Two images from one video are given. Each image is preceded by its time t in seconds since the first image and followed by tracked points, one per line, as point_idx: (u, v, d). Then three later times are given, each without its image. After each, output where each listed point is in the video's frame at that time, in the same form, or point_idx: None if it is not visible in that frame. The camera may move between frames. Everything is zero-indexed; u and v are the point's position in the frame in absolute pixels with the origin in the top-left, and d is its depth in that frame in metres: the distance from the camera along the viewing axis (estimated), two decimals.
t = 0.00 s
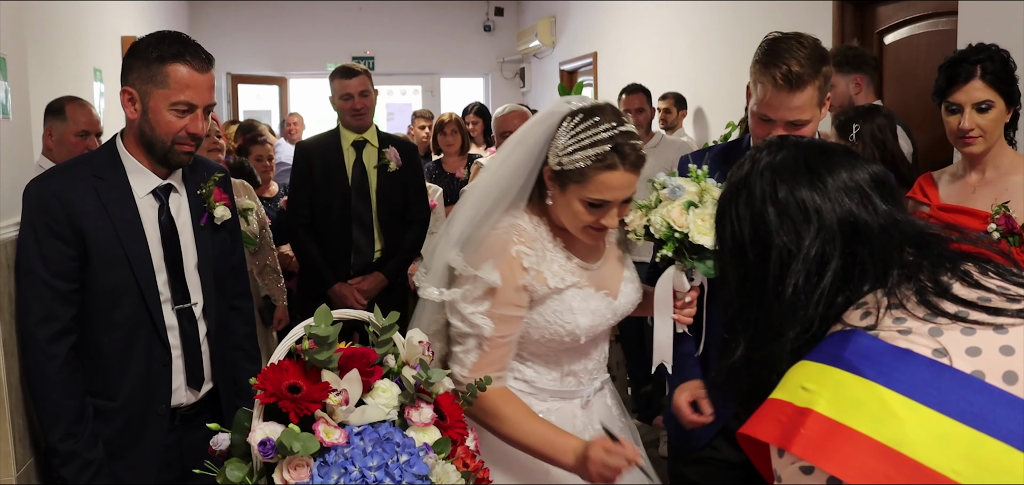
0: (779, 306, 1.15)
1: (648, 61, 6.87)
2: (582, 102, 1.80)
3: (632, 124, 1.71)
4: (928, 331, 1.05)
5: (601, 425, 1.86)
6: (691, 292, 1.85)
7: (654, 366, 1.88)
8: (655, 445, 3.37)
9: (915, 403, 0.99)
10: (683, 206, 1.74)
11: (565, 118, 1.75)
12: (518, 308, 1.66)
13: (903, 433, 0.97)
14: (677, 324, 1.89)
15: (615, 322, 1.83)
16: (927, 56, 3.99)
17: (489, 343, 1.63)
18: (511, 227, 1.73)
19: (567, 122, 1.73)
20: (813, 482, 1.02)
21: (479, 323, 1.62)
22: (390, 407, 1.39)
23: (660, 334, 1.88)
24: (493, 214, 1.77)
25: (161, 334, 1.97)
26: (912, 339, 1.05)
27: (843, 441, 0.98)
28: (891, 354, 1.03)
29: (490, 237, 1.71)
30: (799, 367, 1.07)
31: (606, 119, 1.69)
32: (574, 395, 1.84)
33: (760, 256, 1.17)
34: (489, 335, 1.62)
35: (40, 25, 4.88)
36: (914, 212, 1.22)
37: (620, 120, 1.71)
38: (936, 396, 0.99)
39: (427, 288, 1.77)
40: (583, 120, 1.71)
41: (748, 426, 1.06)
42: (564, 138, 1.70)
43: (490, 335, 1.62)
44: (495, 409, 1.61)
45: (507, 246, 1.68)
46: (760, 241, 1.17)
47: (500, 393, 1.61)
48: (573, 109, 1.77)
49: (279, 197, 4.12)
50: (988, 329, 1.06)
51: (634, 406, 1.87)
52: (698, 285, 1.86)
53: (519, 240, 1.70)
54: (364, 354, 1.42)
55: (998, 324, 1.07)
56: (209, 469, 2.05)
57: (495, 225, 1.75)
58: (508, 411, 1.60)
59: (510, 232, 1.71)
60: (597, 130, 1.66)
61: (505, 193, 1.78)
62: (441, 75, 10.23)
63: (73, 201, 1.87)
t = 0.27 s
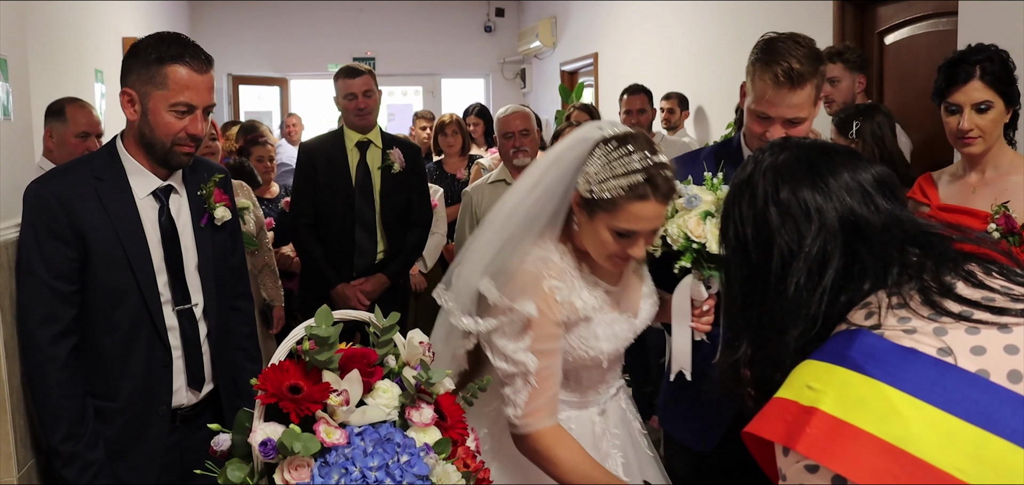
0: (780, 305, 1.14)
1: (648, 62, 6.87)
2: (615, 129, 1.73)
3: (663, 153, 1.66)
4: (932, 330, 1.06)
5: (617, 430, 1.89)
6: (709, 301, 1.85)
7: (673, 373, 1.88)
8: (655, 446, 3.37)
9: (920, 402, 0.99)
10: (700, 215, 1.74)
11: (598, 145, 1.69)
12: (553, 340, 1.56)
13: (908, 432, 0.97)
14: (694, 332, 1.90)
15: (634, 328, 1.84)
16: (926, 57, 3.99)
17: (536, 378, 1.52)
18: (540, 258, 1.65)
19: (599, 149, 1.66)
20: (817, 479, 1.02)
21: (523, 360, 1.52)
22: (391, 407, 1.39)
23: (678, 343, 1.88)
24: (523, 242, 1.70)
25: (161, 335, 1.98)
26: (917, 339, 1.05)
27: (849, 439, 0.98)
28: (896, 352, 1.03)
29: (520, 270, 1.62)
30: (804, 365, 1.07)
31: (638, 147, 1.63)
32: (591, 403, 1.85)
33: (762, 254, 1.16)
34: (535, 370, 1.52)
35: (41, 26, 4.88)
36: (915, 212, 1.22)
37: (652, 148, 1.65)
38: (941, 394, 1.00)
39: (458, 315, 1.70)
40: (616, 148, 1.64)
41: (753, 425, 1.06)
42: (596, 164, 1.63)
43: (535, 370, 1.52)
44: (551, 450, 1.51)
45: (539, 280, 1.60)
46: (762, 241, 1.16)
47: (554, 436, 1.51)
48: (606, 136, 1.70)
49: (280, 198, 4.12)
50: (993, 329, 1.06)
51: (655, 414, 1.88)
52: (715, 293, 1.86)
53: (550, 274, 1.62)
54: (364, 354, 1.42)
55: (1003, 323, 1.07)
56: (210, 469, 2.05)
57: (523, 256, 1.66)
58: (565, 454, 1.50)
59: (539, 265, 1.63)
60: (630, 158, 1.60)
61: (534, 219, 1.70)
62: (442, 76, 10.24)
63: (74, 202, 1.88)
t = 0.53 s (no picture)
0: (780, 304, 1.14)
1: (649, 63, 6.86)
2: (654, 159, 1.75)
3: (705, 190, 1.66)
4: (938, 330, 1.06)
5: (632, 440, 1.95)
6: (721, 310, 1.92)
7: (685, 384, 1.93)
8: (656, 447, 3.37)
9: (927, 401, 1.00)
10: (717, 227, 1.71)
11: (637, 176, 1.70)
12: (579, 367, 1.63)
13: (915, 430, 0.98)
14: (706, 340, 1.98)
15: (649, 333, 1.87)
16: (926, 58, 4.00)
17: (557, 404, 1.59)
18: (570, 283, 1.68)
19: (636, 181, 1.68)
20: (823, 479, 1.02)
21: (547, 388, 1.57)
22: (390, 408, 1.39)
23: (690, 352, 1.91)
24: (557, 266, 1.71)
25: (161, 337, 1.98)
26: (923, 338, 1.06)
27: (855, 438, 0.98)
28: (903, 352, 1.04)
29: (551, 296, 1.66)
30: (811, 365, 1.08)
31: (680, 186, 1.63)
32: (605, 419, 1.93)
33: (764, 257, 1.16)
34: (558, 397, 1.58)
35: (41, 27, 4.89)
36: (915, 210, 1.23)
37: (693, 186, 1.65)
38: (948, 393, 1.01)
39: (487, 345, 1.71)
40: (656, 182, 1.65)
41: (759, 424, 1.06)
42: (633, 196, 1.64)
43: (559, 397, 1.59)
44: (562, 467, 1.60)
45: (573, 309, 1.64)
46: (764, 246, 1.16)
47: (568, 452, 1.61)
48: (646, 167, 1.72)
49: (280, 199, 4.13)
50: (998, 329, 1.08)
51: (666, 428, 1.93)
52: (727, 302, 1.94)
53: (582, 302, 1.66)
54: (364, 355, 1.43)
55: (1008, 324, 1.08)
56: (209, 469, 2.05)
57: (551, 278, 1.70)
58: (575, 472, 1.60)
59: (573, 291, 1.67)
60: (666, 191, 1.62)
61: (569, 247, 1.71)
62: (441, 77, 10.24)
63: (73, 203, 1.88)
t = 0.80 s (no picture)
0: (790, 304, 1.14)
1: (649, 63, 6.87)
2: (669, 164, 1.74)
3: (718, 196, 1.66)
4: (948, 329, 1.07)
5: (635, 440, 1.95)
6: (732, 314, 1.93)
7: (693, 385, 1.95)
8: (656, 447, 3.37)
9: (937, 399, 1.00)
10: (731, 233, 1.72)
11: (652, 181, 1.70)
12: (586, 371, 1.64)
13: (924, 428, 0.98)
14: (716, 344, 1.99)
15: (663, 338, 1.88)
16: (926, 59, 4.00)
17: (561, 407, 1.60)
18: (579, 287, 1.69)
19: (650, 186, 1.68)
20: (833, 477, 1.02)
21: (552, 391, 1.58)
22: (390, 408, 1.40)
23: (701, 355, 1.94)
24: (566, 270, 1.72)
25: (161, 338, 1.98)
26: (933, 337, 1.06)
27: (866, 435, 0.99)
28: (913, 351, 1.04)
29: (561, 299, 1.66)
30: (822, 363, 1.08)
31: (695, 193, 1.62)
32: (609, 420, 1.94)
33: (774, 258, 1.16)
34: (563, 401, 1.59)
35: (42, 28, 4.90)
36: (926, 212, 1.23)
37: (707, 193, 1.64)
38: (958, 392, 1.01)
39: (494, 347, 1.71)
40: (671, 189, 1.64)
41: (769, 422, 1.07)
42: (647, 202, 1.64)
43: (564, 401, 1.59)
44: (562, 472, 1.62)
45: (582, 313, 1.64)
46: (774, 246, 1.16)
47: (571, 456, 1.63)
48: (662, 172, 1.71)
49: (281, 200, 4.12)
50: (1008, 328, 1.08)
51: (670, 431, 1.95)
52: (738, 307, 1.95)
53: (591, 305, 1.66)
54: (365, 356, 1.43)
55: (1017, 323, 1.09)
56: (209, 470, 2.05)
57: (560, 282, 1.70)
58: (576, 476, 1.62)
59: (583, 295, 1.67)
60: (678, 196, 1.62)
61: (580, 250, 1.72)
62: (442, 78, 10.25)
63: (73, 204, 1.88)
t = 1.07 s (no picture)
0: (794, 302, 1.14)
1: (649, 64, 6.87)
2: (674, 167, 1.74)
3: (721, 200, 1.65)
4: (953, 329, 1.07)
5: (637, 440, 1.95)
6: (734, 316, 1.95)
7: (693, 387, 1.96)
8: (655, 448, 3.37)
9: (943, 400, 1.01)
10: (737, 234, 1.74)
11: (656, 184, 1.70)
12: (589, 373, 1.65)
13: (929, 428, 0.99)
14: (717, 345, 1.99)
15: (667, 335, 1.89)
16: (926, 59, 4.00)
17: (565, 409, 1.61)
18: (583, 288, 1.69)
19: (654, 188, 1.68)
20: (838, 477, 1.03)
21: (556, 393, 1.59)
22: (390, 409, 1.40)
23: (701, 356, 1.94)
24: (570, 272, 1.72)
25: (161, 339, 1.99)
26: (938, 337, 1.06)
27: (871, 437, 0.99)
28: (919, 351, 1.04)
29: (564, 301, 1.67)
30: (826, 363, 1.08)
31: (698, 197, 1.62)
32: (611, 420, 1.94)
33: (778, 256, 1.16)
34: (566, 403, 1.60)
35: (42, 28, 4.91)
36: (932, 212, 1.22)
37: (711, 197, 1.64)
38: (965, 393, 1.02)
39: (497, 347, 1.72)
40: (675, 193, 1.64)
41: (774, 421, 1.08)
42: (651, 204, 1.64)
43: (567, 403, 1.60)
44: (569, 472, 1.63)
45: (586, 316, 1.65)
46: (778, 246, 1.16)
47: (574, 457, 1.64)
48: (667, 176, 1.71)
49: (281, 201, 4.12)
50: (1013, 329, 1.08)
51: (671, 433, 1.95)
52: (738, 309, 1.96)
53: (594, 307, 1.67)
54: (365, 357, 1.44)
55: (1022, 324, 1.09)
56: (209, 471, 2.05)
57: (564, 283, 1.70)
58: (580, 476, 1.63)
59: (586, 297, 1.67)
60: (681, 198, 1.62)
61: (584, 253, 1.72)
62: (441, 78, 10.25)
63: (73, 205, 1.89)
